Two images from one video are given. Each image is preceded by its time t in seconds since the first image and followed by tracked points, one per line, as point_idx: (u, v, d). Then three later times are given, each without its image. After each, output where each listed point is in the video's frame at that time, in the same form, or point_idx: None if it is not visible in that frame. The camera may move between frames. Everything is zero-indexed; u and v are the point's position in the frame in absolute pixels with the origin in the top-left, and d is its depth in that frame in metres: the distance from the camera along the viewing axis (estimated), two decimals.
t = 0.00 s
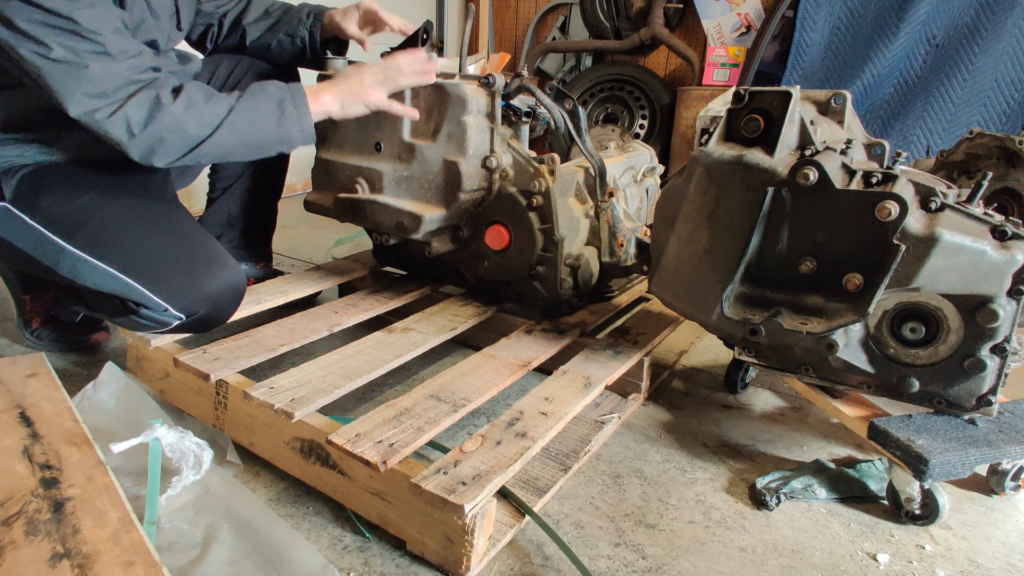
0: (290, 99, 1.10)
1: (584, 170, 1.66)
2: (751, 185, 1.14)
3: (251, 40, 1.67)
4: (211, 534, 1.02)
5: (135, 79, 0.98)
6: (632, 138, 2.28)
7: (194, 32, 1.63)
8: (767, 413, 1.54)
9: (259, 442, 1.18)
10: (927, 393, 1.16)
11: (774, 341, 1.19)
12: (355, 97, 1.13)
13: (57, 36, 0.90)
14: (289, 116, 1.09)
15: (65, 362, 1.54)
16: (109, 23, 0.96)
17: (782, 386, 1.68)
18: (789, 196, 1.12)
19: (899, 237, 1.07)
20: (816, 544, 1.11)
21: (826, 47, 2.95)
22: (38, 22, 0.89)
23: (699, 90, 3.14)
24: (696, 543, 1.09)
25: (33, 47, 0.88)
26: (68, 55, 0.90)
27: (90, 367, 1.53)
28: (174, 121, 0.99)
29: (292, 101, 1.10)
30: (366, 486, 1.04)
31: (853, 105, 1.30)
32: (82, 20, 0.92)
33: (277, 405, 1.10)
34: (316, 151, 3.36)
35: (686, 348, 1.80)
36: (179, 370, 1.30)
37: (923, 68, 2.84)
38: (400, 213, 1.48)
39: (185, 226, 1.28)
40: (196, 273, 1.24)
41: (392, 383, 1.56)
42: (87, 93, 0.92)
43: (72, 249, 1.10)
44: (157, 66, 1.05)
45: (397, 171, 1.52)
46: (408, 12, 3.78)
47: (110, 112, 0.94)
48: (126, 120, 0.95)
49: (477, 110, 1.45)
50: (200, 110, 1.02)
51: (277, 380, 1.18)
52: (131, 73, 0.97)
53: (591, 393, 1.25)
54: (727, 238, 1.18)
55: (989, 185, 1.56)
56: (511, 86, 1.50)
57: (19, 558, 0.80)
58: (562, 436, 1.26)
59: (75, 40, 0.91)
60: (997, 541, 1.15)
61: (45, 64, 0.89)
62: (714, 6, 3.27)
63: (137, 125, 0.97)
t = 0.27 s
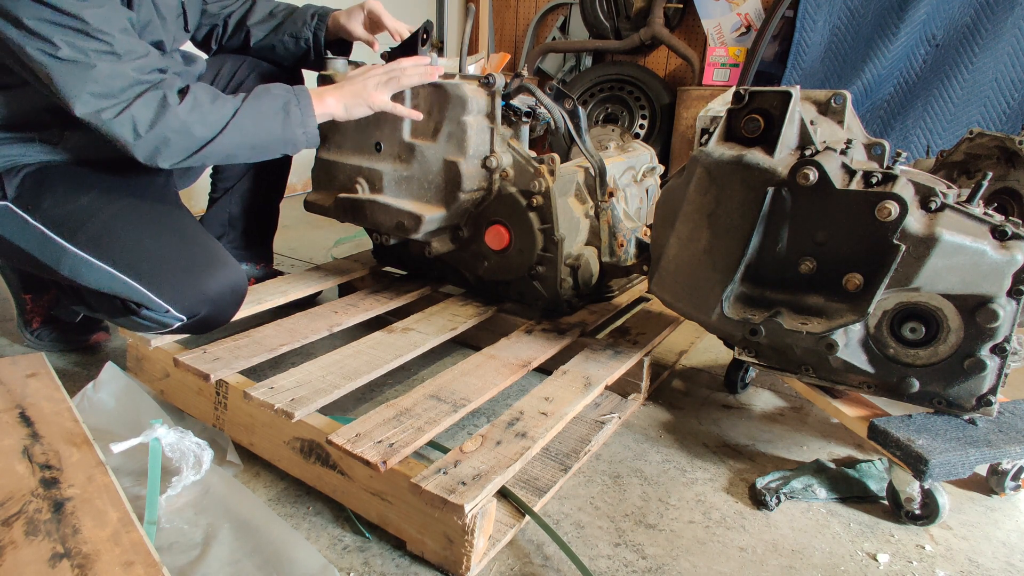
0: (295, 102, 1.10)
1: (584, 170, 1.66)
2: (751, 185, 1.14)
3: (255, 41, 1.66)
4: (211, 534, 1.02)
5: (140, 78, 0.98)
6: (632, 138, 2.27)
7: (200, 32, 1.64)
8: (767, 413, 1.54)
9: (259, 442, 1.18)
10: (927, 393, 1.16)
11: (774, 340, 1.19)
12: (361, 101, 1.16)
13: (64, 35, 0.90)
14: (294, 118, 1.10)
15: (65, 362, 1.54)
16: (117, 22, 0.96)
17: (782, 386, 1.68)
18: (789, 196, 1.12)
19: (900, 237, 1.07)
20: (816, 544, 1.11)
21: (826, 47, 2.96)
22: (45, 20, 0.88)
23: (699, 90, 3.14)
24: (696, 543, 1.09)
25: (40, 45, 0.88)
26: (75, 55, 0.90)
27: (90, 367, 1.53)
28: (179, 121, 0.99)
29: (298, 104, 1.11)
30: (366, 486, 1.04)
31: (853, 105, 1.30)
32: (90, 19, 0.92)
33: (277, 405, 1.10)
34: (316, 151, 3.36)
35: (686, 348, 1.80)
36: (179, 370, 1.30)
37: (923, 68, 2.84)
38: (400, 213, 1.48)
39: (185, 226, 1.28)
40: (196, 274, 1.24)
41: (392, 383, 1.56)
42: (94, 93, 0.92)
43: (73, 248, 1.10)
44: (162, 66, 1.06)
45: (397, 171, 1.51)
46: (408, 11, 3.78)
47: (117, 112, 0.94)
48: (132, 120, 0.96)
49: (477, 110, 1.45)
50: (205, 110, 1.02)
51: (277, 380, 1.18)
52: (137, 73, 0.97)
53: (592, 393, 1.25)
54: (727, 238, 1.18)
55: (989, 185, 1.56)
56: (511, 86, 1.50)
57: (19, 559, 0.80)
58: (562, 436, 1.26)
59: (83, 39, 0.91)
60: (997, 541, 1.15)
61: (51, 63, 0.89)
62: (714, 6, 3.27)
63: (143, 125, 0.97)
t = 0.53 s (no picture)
0: (295, 101, 1.11)
1: (584, 170, 1.66)
2: (750, 185, 1.14)
3: (253, 41, 1.67)
4: (211, 534, 1.02)
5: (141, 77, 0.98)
6: (632, 138, 2.27)
7: (201, 32, 1.64)
8: (767, 413, 1.54)
9: (259, 442, 1.18)
10: (927, 393, 1.16)
11: (774, 340, 1.19)
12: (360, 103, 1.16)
13: (65, 35, 0.90)
14: (294, 117, 1.10)
15: (65, 361, 1.54)
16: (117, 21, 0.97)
17: (782, 386, 1.68)
18: (788, 196, 1.12)
19: (900, 237, 1.07)
20: (816, 544, 1.11)
21: (826, 47, 2.95)
22: (44, 20, 0.88)
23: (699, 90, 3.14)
24: (696, 543, 1.09)
25: (40, 45, 0.88)
26: (75, 54, 0.90)
27: (90, 367, 1.53)
28: (179, 120, 0.99)
29: (298, 103, 1.11)
30: (366, 486, 1.04)
31: (853, 105, 1.30)
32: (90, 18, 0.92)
33: (277, 405, 1.10)
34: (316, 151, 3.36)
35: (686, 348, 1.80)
36: (179, 370, 1.30)
37: (923, 68, 2.84)
38: (400, 213, 1.48)
39: (185, 226, 1.27)
40: (197, 275, 1.24)
41: (392, 383, 1.56)
42: (93, 93, 0.92)
43: (73, 248, 1.10)
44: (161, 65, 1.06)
45: (397, 171, 1.52)
46: (408, 11, 3.78)
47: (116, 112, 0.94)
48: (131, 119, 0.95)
49: (477, 110, 1.45)
50: (205, 110, 1.02)
51: (277, 380, 1.18)
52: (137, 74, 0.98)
53: (592, 393, 1.25)
54: (727, 238, 1.18)
55: (989, 185, 1.56)
56: (511, 86, 1.50)
57: (19, 559, 0.80)
58: (562, 436, 1.26)
59: (84, 38, 0.91)
60: (997, 541, 1.15)
61: (51, 62, 0.89)
62: (714, 6, 3.27)
63: (143, 125, 0.97)
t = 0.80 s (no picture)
0: (283, 85, 1.09)
1: (584, 170, 1.66)
2: (751, 185, 1.14)
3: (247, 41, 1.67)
4: (211, 534, 1.02)
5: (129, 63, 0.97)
6: (632, 138, 2.28)
7: (196, 32, 1.63)
8: (767, 413, 1.54)
9: (259, 442, 1.18)
10: (927, 392, 1.16)
11: (774, 340, 1.19)
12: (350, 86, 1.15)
13: (53, 22, 0.90)
14: (283, 101, 1.09)
15: (65, 361, 1.54)
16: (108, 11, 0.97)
17: (782, 386, 1.68)
18: (788, 196, 1.12)
19: (900, 237, 1.07)
20: (816, 544, 1.11)
21: (826, 47, 2.95)
22: (35, 8, 0.89)
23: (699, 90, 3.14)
24: (696, 543, 1.09)
25: (27, 33, 0.88)
26: (61, 41, 0.90)
27: (90, 367, 1.53)
28: (166, 106, 0.98)
29: (286, 87, 1.10)
30: (366, 486, 1.04)
31: (853, 105, 1.30)
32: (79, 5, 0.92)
33: (277, 405, 1.10)
34: (316, 151, 3.36)
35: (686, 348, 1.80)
36: (179, 370, 1.30)
37: (923, 67, 2.84)
38: (400, 213, 1.48)
39: (184, 226, 1.27)
40: (197, 275, 1.24)
41: (392, 383, 1.56)
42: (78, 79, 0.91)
43: (71, 248, 1.10)
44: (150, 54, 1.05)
45: (397, 171, 1.51)
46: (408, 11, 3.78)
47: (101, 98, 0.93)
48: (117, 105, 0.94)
49: (477, 110, 1.45)
50: (192, 96, 1.01)
51: (277, 380, 1.18)
52: (123, 63, 0.96)
53: (591, 393, 1.25)
54: (727, 239, 1.18)
55: (990, 185, 1.56)
56: (511, 86, 1.50)
57: (19, 559, 0.80)
58: (562, 436, 1.26)
59: (71, 25, 0.91)
60: (997, 541, 1.15)
61: (35, 49, 0.89)
62: (714, 6, 3.27)
63: (129, 110, 0.95)
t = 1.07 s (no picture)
0: (270, 113, 0.96)
1: (584, 170, 1.66)
2: (751, 185, 1.14)
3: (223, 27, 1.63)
4: (211, 534, 1.02)
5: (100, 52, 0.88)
6: (632, 138, 2.28)
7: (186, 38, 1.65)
8: (767, 413, 1.54)
9: (259, 442, 1.18)
10: (927, 392, 1.16)
11: (774, 340, 1.19)
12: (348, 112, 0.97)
13: None
14: (266, 127, 0.94)
15: (65, 362, 1.54)
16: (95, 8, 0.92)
17: (782, 386, 1.68)
18: (788, 196, 1.12)
19: (900, 237, 1.07)
20: (816, 544, 1.11)
21: (826, 47, 2.95)
22: None
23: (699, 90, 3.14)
24: (696, 543, 1.09)
25: None
26: (30, 17, 0.82)
27: (90, 367, 1.53)
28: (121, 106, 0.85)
29: (273, 114, 0.96)
30: (366, 486, 1.04)
31: (853, 105, 1.30)
32: None
33: (277, 405, 1.10)
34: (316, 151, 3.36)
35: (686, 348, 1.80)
36: (179, 370, 1.30)
37: (923, 68, 2.84)
38: (400, 213, 1.48)
39: (182, 225, 1.29)
40: (195, 275, 1.26)
41: (392, 383, 1.56)
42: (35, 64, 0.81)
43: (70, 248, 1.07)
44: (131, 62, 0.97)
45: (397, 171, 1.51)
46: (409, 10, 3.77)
47: (58, 82, 0.82)
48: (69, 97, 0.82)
49: (477, 110, 1.45)
50: (160, 101, 0.88)
51: (277, 380, 1.18)
52: (93, 56, 0.87)
53: (591, 393, 1.25)
54: (727, 239, 1.18)
55: (990, 185, 1.56)
56: (511, 86, 1.50)
57: (19, 559, 0.80)
58: (562, 436, 1.26)
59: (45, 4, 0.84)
60: (997, 541, 1.15)
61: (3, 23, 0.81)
62: (714, 6, 3.27)
63: (83, 93, 0.84)
